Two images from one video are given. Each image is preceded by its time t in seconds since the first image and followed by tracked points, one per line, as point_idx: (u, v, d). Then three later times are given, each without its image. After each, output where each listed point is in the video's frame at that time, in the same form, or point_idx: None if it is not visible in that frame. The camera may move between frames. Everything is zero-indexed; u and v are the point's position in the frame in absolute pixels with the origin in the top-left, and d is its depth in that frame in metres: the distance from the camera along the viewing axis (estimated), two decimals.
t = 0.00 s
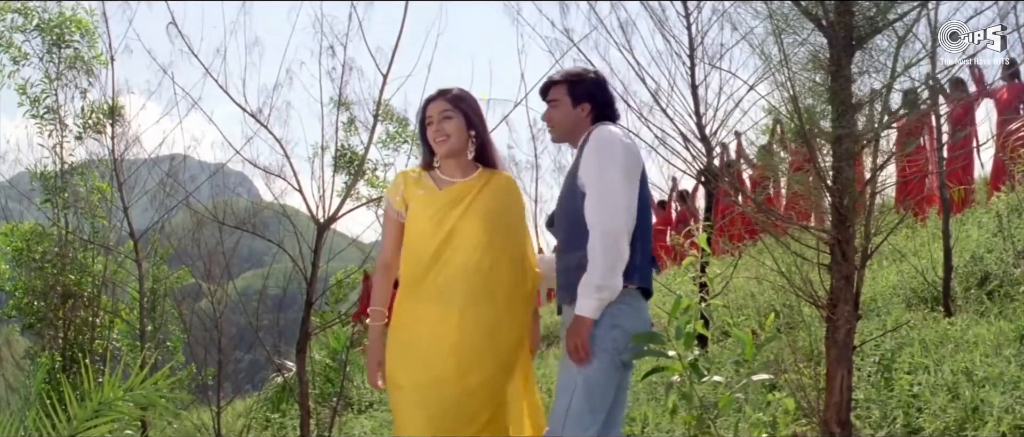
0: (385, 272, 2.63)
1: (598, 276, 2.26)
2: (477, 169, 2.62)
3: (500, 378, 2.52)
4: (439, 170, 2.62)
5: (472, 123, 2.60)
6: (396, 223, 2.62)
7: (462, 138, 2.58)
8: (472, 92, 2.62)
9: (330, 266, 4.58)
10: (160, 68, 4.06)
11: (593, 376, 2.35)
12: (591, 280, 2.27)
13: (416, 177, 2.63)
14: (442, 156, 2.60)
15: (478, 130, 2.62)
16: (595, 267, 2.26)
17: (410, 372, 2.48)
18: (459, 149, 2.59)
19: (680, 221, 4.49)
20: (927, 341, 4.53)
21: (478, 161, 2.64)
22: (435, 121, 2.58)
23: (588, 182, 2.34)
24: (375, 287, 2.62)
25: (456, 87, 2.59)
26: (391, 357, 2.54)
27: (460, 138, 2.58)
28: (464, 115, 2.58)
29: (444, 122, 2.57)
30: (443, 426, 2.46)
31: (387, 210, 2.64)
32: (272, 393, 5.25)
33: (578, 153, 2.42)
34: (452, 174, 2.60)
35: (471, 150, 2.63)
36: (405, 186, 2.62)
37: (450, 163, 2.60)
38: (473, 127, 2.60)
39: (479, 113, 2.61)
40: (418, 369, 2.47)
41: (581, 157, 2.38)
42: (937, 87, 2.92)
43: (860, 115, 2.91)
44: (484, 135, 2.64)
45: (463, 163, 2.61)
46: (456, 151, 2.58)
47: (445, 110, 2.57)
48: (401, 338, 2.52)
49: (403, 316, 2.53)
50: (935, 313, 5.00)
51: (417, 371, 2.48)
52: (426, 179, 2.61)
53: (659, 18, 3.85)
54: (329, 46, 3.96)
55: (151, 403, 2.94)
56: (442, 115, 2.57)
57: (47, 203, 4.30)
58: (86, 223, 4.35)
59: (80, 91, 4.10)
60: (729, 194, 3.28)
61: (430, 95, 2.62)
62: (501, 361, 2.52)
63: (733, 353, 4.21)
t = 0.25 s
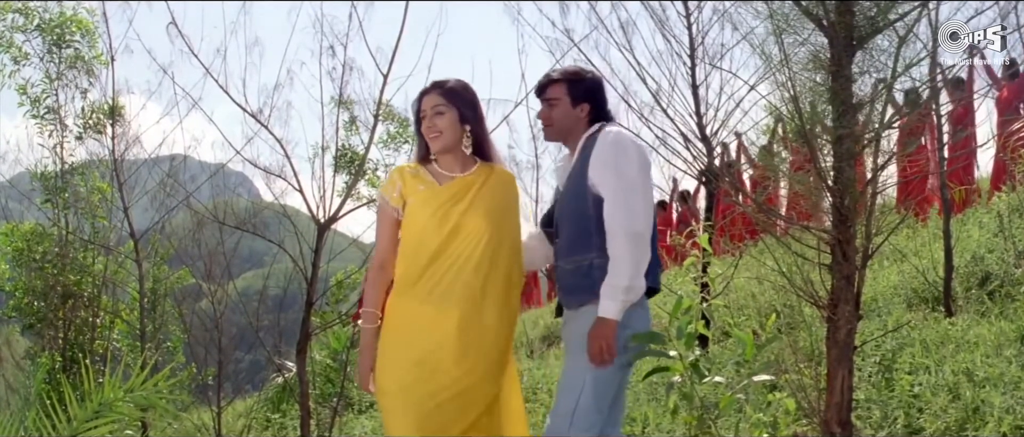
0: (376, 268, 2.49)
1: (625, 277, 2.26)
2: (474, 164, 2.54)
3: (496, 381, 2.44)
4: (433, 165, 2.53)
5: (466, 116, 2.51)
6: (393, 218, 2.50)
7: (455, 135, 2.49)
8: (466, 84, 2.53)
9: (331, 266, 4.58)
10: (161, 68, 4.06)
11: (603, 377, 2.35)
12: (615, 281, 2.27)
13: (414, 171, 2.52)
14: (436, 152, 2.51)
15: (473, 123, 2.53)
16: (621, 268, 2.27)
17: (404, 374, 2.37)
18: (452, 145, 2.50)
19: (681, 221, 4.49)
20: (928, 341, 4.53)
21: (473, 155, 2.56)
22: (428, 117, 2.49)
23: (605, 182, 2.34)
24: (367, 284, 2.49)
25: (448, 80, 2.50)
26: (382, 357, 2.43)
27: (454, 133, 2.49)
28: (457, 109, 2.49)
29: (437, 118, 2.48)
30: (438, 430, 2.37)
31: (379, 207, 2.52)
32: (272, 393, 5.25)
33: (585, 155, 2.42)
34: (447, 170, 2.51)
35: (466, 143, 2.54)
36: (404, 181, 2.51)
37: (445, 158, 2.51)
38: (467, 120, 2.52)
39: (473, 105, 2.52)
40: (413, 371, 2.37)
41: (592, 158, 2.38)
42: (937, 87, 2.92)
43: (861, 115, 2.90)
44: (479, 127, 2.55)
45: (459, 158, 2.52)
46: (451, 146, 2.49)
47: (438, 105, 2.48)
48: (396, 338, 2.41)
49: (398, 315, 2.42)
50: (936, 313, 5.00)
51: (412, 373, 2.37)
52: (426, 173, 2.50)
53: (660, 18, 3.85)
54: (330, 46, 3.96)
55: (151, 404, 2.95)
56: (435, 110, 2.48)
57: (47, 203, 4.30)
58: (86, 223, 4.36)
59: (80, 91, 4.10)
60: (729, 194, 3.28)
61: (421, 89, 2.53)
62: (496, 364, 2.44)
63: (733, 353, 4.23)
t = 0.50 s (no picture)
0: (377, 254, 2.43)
1: (657, 279, 2.28)
2: (476, 147, 2.50)
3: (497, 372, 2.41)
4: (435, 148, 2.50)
5: (467, 98, 2.47)
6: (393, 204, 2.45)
7: (454, 115, 2.45)
8: (467, 65, 2.49)
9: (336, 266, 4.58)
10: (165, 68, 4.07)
11: (616, 377, 2.37)
12: (646, 282, 2.28)
13: (416, 155, 2.47)
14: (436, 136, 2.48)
15: (474, 105, 2.49)
16: (652, 269, 2.28)
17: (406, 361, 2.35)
18: (453, 125, 2.46)
19: (685, 221, 4.48)
20: (932, 342, 4.53)
21: (476, 138, 2.51)
22: (427, 99, 2.47)
23: (625, 183, 2.35)
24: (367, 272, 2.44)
25: (448, 62, 2.47)
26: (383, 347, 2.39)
27: (454, 115, 2.45)
28: (456, 91, 2.46)
29: (436, 101, 2.45)
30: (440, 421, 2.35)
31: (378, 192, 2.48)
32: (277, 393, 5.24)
33: (596, 155, 2.42)
34: (448, 154, 2.47)
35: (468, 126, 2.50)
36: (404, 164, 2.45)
37: (446, 141, 2.48)
38: (468, 102, 2.47)
39: (474, 87, 2.48)
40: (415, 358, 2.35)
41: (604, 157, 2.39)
42: (942, 87, 2.90)
43: (867, 114, 2.87)
44: (481, 110, 2.51)
45: (459, 141, 2.48)
46: (451, 130, 2.46)
47: (437, 87, 2.46)
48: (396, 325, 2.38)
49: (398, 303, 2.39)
50: (941, 313, 4.99)
51: (415, 363, 2.34)
52: (427, 159, 2.46)
53: (665, 17, 3.84)
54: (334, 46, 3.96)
55: (155, 405, 2.97)
56: (433, 93, 2.46)
57: (51, 204, 4.24)
58: (90, 223, 4.35)
59: (85, 91, 4.11)
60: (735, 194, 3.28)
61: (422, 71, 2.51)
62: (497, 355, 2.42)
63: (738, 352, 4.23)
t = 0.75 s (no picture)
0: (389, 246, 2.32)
1: (670, 278, 2.29)
2: (490, 136, 2.42)
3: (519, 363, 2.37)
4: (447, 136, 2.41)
5: (483, 85, 2.41)
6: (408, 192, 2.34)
7: (470, 102, 2.38)
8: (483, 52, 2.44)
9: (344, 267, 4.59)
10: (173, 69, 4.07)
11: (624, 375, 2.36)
12: (662, 280, 2.28)
13: (430, 141, 2.36)
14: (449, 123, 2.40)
15: (490, 93, 2.42)
16: (664, 267, 2.29)
17: (427, 362, 2.30)
18: (468, 113, 2.39)
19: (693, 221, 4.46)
20: (941, 342, 4.50)
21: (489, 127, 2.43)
22: (442, 85, 2.40)
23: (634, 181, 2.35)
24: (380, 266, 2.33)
25: (464, 47, 2.41)
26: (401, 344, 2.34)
27: (469, 102, 2.38)
28: (472, 78, 2.40)
29: (451, 88, 2.39)
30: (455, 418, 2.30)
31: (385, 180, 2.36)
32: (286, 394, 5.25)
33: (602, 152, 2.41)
34: (461, 141, 2.38)
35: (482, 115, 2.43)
36: (418, 151, 2.34)
37: (459, 128, 2.40)
38: (483, 90, 2.41)
39: (490, 75, 2.42)
40: (436, 359, 2.30)
41: (610, 153, 2.40)
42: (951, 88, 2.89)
43: (875, 115, 2.86)
44: (496, 99, 2.44)
45: (472, 129, 2.40)
46: (465, 116, 2.39)
47: (452, 73, 2.40)
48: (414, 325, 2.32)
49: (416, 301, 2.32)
50: (949, 314, 4.96)
51: (435, 360, 2.30)
52: (442, 146, 2.36)
53: (674, 18, 3.82)
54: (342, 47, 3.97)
55: (163, 405, 2.96)
56: (449, 79, 2.40)
57: (59, 205, 4.32)
58: (98, 224, 4.38)
59: (93, 92, 4.12)
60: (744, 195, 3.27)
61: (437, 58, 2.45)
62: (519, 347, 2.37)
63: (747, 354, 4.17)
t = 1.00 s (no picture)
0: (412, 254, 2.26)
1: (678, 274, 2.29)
2: (516, 139, 2.33)
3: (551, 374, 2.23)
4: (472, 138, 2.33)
5: (511, 87, 2.32)
6: (431, 194, 2.26)
7: (497, 105, 2.30)
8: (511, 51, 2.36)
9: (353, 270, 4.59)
10: (181, 72, 4.09)
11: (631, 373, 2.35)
12: (671, 275, 2.28)
13: (456, 143, 2.29)
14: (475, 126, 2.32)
15: (517, 94, 2.34)
16: (670, 263, 2.29)
17: (449, 368, 2.20)
18: (495, 116, 2.30)
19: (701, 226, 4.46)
20: (949, 345, 4.46)
21: (516, 130, 2.35)
22: (469, 85, 2.33)
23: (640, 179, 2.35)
24: (403, 270, 2.26)
25: (491, 47, 2.33)
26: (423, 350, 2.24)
27: (496, 105, 2.31)
28: (499, 79, 2.32)
29: (478, 89, 2.31)
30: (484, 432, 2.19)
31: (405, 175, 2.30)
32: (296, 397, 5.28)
33: (607, 148, 2.40)
34: (486, 144, 2.30)
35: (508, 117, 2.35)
36: (442, 153, 2.27)
37: (484, 131, 2.32)
38: (511, 91, 2.33)
39: (518, 75, 2.34)
40: (458, 365, 2.19)
41: (619, 151, 2.39)
42: (959, 91, 2.89)
43: (884, 118, 2.85)
44: (524, 101, 2.35)
45: (498, 131, 2.32)
46: (491, 119, 2.30)
47: (479, 74, 2.32)
48: (437, 329, 2.22)
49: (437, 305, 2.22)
50: (957, 316, 4.94)
51: (459, 369, 2.19)
52: (468, 149, 2.28)
53: (683, 21, 3.83)
54: (350, 51, 3.97)
55: (171, 408, 2.93)
56: (476, 81, 2.32)
57: (67, 208, 4.26)
58: (106, 227, 4.35)
59: (101, 95, 4.13)
60: (755, 198, 3.28)
61: (464, 56, 2.37)
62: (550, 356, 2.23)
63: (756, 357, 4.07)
